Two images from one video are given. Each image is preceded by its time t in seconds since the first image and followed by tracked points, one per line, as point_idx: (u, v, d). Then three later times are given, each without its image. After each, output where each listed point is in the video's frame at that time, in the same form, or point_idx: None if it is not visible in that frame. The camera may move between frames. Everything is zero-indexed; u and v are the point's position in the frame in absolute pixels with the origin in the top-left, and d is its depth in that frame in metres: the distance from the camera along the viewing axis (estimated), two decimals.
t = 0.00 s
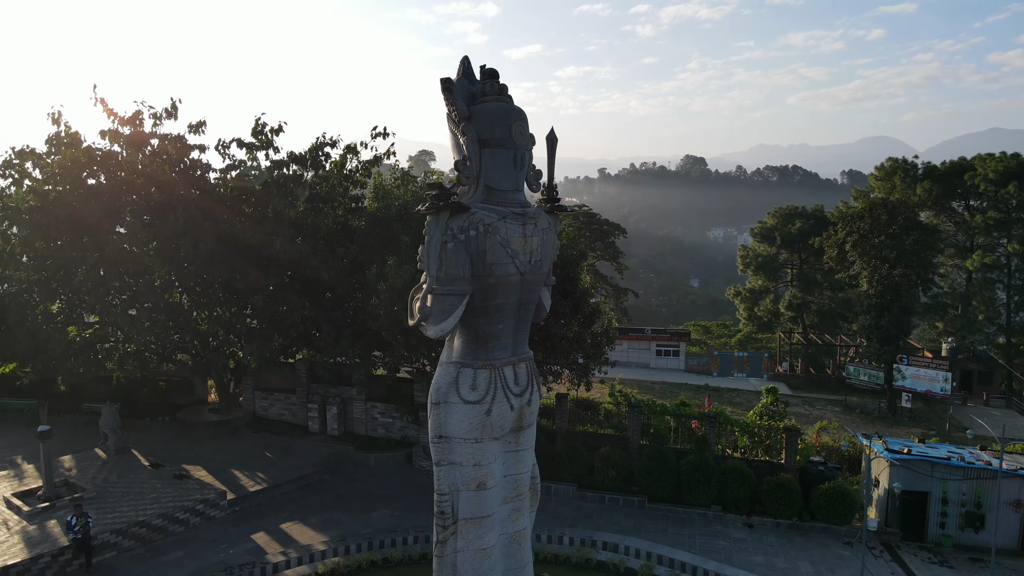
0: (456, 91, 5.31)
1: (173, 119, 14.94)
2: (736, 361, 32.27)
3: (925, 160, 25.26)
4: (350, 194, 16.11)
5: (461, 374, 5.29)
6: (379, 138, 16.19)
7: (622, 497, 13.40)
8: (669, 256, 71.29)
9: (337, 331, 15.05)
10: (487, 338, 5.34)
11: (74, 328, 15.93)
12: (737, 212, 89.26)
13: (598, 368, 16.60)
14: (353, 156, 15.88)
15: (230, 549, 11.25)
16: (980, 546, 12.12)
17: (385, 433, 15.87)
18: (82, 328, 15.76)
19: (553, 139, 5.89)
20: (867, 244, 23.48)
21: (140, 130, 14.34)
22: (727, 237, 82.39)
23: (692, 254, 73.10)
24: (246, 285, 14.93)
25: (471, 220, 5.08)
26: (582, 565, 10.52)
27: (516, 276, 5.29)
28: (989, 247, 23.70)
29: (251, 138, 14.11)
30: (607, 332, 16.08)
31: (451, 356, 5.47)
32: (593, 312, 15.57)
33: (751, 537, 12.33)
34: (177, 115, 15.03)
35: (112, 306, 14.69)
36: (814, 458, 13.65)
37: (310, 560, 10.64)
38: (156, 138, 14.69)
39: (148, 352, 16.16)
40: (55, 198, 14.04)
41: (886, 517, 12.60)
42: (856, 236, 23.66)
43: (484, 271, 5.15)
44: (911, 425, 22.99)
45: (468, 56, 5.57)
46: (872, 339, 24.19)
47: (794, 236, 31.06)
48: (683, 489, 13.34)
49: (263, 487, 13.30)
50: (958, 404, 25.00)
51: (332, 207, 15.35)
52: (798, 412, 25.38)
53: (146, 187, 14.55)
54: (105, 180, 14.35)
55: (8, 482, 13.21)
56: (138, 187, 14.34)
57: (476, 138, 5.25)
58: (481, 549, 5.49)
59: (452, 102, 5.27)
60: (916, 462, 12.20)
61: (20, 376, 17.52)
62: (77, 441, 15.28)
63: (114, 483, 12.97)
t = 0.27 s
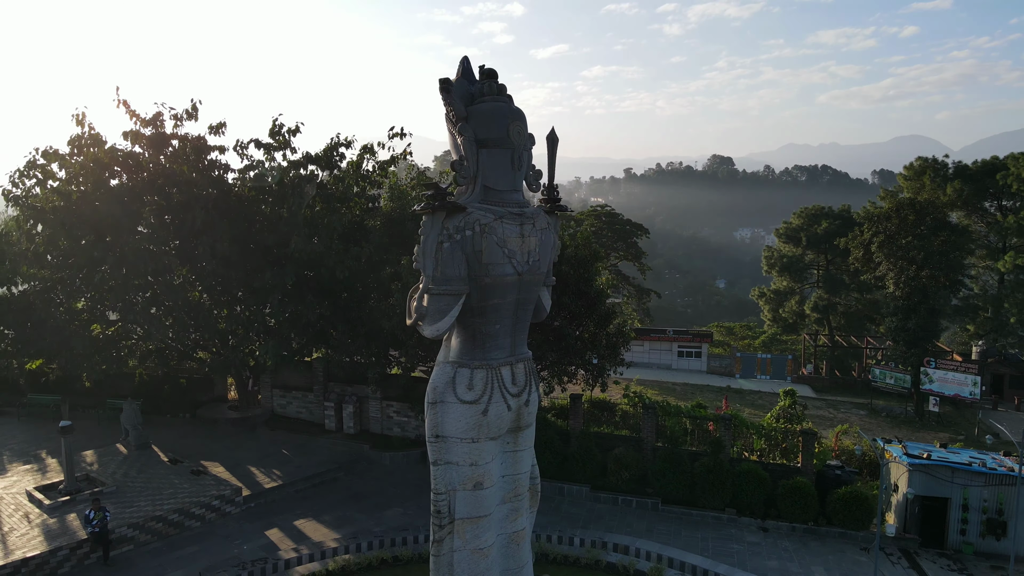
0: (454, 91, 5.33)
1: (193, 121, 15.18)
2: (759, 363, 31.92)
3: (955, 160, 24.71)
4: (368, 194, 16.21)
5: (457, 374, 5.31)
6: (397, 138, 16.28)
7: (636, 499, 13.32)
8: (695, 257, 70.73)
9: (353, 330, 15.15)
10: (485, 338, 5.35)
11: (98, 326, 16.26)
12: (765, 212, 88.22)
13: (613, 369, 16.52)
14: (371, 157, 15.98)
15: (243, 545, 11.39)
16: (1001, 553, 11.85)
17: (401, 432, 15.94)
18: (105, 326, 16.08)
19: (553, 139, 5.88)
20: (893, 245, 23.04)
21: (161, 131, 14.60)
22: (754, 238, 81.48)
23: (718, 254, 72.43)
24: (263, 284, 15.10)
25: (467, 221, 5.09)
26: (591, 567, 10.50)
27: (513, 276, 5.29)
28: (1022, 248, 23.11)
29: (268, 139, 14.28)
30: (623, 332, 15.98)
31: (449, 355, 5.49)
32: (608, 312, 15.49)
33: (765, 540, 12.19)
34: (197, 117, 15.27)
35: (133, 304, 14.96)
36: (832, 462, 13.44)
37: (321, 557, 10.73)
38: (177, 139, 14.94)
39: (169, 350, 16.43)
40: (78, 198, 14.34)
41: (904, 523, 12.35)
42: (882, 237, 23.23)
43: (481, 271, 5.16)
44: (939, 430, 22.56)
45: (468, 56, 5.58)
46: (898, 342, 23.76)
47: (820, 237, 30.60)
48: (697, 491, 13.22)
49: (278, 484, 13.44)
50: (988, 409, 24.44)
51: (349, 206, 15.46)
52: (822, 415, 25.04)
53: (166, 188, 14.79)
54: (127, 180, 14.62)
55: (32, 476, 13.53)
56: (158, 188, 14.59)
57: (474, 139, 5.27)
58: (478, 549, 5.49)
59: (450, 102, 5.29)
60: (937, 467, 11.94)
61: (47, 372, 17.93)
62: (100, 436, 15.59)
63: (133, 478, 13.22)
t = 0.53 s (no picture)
0: (452, 92, 5.34)
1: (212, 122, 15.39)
2: (781, 365, 31.45)
3: (985, 159, 24.17)
4: (383, 194, 16.29)
5: (454, 373, 5.32)
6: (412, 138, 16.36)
7: (648, 501, 13.25)
8: (720, 258, 70.09)
9: (367, 329, 15.24)
10: (481, 338, 5.36)
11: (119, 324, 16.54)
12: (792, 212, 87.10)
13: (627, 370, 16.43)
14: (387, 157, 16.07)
15: (256, 541, 11.52)
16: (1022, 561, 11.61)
17: (415, 431, 15.99)
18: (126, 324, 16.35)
19: (554, 139, 5.87)
20: (919, 246, 22.59)
21: (180, 132, 14.81)
22: (780, 238, 80.53)
23: (744, 255, 71.70)
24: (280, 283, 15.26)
25: (463, 220, 5.11)
26: (600, 569, 10.47)
27: (510, 276, 5.28)
28: None
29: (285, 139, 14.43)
30: (638, 333, 15.88)
31: (446, 355, 5.50)
32: (623, 313, 15.40)
33: (779, 545, 12.04)
34: (216, 118, 15.48)
35: (152, 302, 15.20)
36: (848, 466, 13.24)
37: (332, 554, 10.81)
38: (196, 140, 15.15)
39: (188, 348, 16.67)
40: (100, 198, 14.60)
41: (923, 529, 12.10)
42: (908, 238, 22.79)
43: (477, 271, 5.16)
44: (967, 435, 22.11)
45: (468, 56, 5.59)
46: (924, 345, 23.33)
47: (846, 238, 30.12)
48: (710, 494, 13.09)
49: (292, 481, 13.57)
50: (1018, 414, 23.90)
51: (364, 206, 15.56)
52: (845, 418, 24.67)
53: (185, 188, 15.00)
54: (147, 181, 14.86)
55: (54, 470, 13.83)
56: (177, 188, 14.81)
57: (471, 139, 5.28)
58: (474, 548, 5.49)
59: (447, 102, 5.30)
60: (956, 473, 11.71)
61: (71, 368, 18.29)
62: (121, 432, 15.87)
63: (151, 473, 13.44)
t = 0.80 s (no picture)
0: (450, 92, 5.35)
1: (231, 123, 15.60)
2: (805, 367, 30.89)
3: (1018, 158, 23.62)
4: (399, 193, 16.39)
5: (451, 373, 5.33)
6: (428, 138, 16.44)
7: (662, 503, 13.16)
8: (747, 259, 69.39)
9: (383, 328, 15.34)
10: (478, 338, 5.37)
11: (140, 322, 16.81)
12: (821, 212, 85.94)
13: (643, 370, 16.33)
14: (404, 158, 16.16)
15: (270, 537, 11.64)
16: None
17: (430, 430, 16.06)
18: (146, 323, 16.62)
19: (554, 139, 5.86)
20: (948, 247, 22.12)
21: (200, 133, 15.02)
22: (809, 239, 79.48)
23: (771, 256, 70.90)
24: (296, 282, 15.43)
25: (458, 220, 5.12)
26: (610, 570, 10.44)
27: (506, 276, 5.28)
28: None
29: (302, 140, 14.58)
30: (653, 334, 15.79)
31: (443, 355, 5.52)
32: (639, 314, 15.31)
33: (794, 549, 11.88)
34: (235, 119, 15.69)
35: (172, 301, 15.45)
36: (866, 471, 13.02)
37: (343, 551, 10.89)
38: (215, 141, 15.37)
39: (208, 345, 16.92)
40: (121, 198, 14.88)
41: (942, 535, 11.84)
42: (936, 238, 22.33)
43: (473, 272, 5.17)
44: (995, 440, 21.67)
45: (467, 57, 5.59)
46: (952, 348, 22.89)
47: (873, 239, 29.60)
48: (724, 497, 12.96)
49: (307, 478, 13.71)
50: None
51: (380, 206, 15.66)
52: (870, 421, 24.29)
53: (204, 188, 15.22)
54: (167, 181, 15.11)
55: (76, 465, 14.12)
56: (196, 188, 15.05)
57: (468, 139, 5.29)
58: (471, 548, 5.50)
59: (445, 103, 5.31)
60: (977, 479, 11.45)
61: (95, 365, 18.66)
62: (142, 428, 16.15)
63: (169, 469, 13.65)
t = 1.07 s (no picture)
0: (447, 92, 5.36)
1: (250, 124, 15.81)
2: (830, 370, 30.57)
3: None
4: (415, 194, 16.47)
5: (447, 373, 5.34)
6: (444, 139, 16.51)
7: (675, 505, 13.05)
8: (773, 260, 68.58)
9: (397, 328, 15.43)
10: (474, 338, 5.38)
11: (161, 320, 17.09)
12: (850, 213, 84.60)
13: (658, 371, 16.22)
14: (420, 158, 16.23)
15: (283, 533, 11.76)
16: None
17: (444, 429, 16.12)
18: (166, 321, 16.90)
19: (552, 139, 5.84)
20: (977, 248, 21.65)
21: (219, 134, 15.23)
22: (838, 240, 78.31)
23: (798, 257, 69.97)
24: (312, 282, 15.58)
25: (453, 220, 5.13)
26: (619, 572, 10.39)
27: (502, 276, 5.28)
28: None
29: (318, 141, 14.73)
30: (668, 335, 15.68)
31: (440, 355, 5.53)
32: (654, 314, 15.21)
33: (808, 554, 11.70)
34: (254, 120, 15.90)
35: (191, 300, 15.70)
36: (884, 476, 12.80)
37: (353, 548, 10.96)
38: (234, 142, 15.59)
39: (226, 343, 17.15)
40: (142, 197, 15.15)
41: (961, 543, 11.60)
42: (965, 239, 21.86)
43: (468, 272, 5.18)
44: None
45: (466, 57, 5.60)
46: (981, 351, 22.40)
47: (900, 240, 29.04)
48: (737, 500, 12.82)
49: (321, 476, 13.83)
50: None
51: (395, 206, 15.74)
52: (895, 425, 23.89)
53: (223, 188, 15.43)
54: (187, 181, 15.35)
55: (97, 460, 14.39)
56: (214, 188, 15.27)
57: (464, 139, 5.30)
58: (467, 548, 5.51)
59: (442, 103, 5.33)
60: (997, 485, 11.21)
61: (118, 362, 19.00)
62: (162, 424, 16.41)
63: (187, 465, 13.86)
